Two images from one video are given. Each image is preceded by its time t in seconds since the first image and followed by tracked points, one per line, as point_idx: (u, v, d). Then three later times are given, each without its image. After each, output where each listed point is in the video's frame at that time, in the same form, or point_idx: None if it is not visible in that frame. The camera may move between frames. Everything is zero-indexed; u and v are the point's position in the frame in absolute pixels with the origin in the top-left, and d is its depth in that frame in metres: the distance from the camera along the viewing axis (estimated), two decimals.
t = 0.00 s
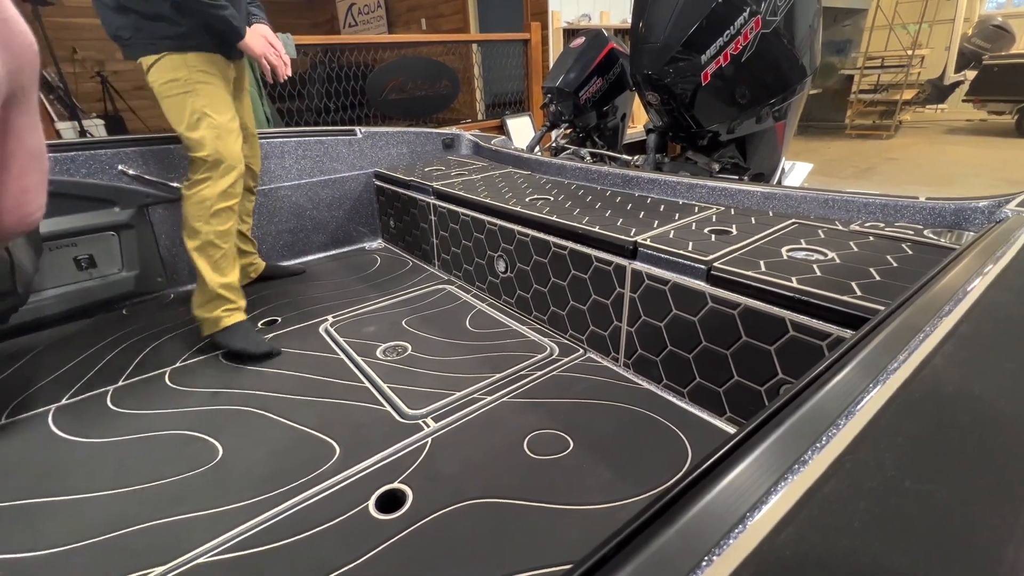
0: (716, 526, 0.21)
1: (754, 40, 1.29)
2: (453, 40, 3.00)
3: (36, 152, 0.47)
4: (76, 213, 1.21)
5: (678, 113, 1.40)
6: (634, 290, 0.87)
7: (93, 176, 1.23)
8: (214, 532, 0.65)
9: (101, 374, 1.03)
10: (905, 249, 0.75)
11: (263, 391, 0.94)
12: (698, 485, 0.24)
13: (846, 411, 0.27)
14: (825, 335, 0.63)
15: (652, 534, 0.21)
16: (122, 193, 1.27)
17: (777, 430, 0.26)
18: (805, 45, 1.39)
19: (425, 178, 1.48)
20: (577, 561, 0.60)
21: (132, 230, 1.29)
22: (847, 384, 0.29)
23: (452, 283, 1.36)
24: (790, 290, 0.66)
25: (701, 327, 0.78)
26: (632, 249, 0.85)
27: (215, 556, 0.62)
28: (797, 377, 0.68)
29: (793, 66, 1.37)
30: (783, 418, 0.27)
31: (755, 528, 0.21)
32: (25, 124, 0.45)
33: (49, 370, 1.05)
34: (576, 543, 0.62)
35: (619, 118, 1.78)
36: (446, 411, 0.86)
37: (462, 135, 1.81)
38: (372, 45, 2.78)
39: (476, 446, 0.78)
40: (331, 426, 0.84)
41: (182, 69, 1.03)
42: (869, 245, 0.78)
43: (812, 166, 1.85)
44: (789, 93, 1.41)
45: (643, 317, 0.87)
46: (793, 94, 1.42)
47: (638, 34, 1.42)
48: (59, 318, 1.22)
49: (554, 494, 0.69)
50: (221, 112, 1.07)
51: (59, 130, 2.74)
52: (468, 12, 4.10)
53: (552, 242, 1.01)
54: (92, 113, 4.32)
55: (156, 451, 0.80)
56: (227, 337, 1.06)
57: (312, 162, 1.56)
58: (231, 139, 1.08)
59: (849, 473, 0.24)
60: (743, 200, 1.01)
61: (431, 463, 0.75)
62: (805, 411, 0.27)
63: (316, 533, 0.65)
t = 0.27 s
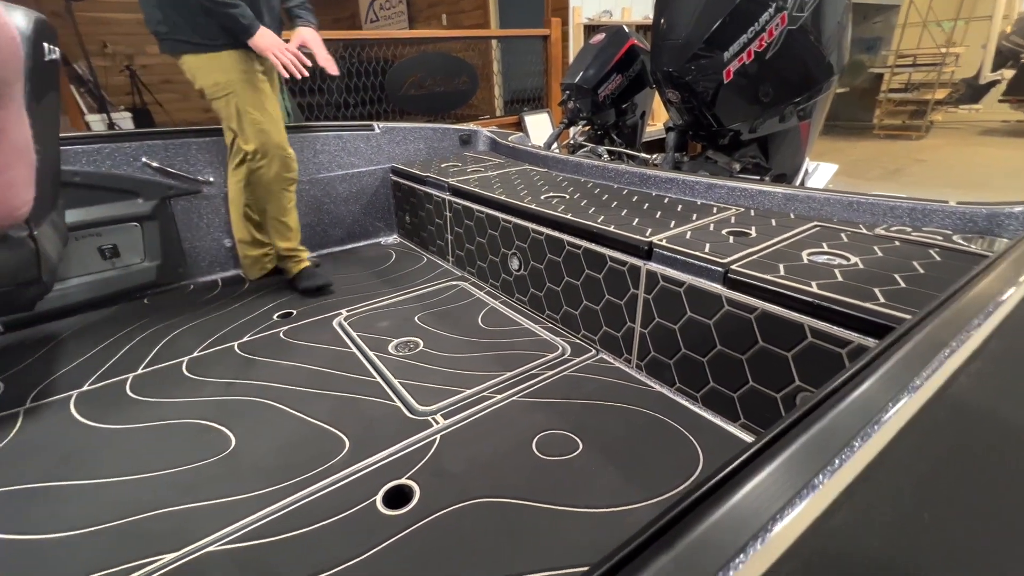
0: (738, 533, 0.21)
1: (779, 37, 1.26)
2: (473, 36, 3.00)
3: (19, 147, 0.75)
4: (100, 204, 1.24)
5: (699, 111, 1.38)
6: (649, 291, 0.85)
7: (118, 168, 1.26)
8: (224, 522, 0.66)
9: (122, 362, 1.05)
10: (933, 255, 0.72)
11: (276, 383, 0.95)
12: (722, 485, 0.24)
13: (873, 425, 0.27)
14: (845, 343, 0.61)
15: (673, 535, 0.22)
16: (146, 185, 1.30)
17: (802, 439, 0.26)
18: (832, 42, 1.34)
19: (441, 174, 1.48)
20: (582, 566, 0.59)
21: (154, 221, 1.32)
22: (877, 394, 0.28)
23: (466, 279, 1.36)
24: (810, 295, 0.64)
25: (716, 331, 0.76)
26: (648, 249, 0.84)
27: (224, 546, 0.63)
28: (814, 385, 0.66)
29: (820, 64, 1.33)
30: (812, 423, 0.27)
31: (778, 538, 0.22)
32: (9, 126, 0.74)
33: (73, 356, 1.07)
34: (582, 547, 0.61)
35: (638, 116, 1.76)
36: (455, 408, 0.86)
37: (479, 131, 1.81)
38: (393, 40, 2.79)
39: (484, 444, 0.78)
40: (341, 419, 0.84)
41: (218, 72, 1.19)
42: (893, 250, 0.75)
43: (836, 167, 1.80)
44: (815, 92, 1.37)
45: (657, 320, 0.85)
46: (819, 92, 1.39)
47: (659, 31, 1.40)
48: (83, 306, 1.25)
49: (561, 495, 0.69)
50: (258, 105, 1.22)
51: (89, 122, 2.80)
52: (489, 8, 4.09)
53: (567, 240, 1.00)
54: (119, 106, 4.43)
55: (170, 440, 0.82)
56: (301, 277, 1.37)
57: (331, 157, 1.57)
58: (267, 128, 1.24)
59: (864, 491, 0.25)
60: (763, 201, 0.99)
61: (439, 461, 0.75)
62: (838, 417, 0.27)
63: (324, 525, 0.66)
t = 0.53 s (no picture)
0: (737, 517, 0.25)
1: (804, 39, 1.22)
2: (496, 36, 3.00)
3: None
4: (126, 198, 1.28)
5: (719, 114, 1.36)
6: (659, 296, 0.84)
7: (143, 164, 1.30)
8: (228, 512, 0.67)
9: (141, 351, 1.08)
10: (958, 265, 0.69)
11: (285, 378, 0.96)
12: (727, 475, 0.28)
13: (870, 429, 0.30)
14: (859, 355, 0.59)
15: (672, 521, 0.25)
16: (170, 180, 1.33)
17: (800, 438, 0.29)
18: (863, 42, 1.28)
19: (457, 173, 1.48)
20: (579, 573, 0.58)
21: (177, 215, 1.35)
22: (874, 401, 0.32)
23: (478, 279, 1.36)
24: (823, 305, 0.62)
25: (726, 338, 0.74)
26: (659, 253, 0.83)
27: (226, 536, 0.64)
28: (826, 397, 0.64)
29: (848, 65, 1.27)
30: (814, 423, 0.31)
31: (768, 528, 0.25)
32: None
33: (95, 345, 1.11)
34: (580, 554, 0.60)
35: (658, 117, 1.73)
36: (460, 408, 0.85)
37: (498, 131, 1.81)
38: (415, 40, 2.82)
39: (487, 445, 0.78)
40: (347, 415, 0.85)
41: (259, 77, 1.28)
42: (916, 259, 0.72)
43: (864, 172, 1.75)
44: (841, 95, 1.30)
45: (667, 325, 0.84)
46: (847, 95, 1.32)
47: (680, 30, 1.38)
48: (108, 297, 1.29)
49: (562, 500, 0.68)
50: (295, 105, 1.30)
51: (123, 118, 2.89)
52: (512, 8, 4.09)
53: (578, 242, 0.99)
54: (153, 103, 4.56)
55: (181, 429, 0.84)
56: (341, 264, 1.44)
57: (349, 155, 1.59)
58: (304, 127, 1.31)
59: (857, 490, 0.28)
60: (781, 206, 0.96)
61: (441, 460, 0.75)
62: (842, 417, 0.31)
63: (324, 520, 0.66)
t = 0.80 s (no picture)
0: (725, 521, 0.26)
1: (828, 38, 1.18)
2: (516, 35, 2.99)
3: None
4: (145, 192, 1.30)
5: (737, 116, 1.33)
6: (665, 302, 0.82)
7: (162, 158, 1.32)
8: (224, 506, 0.68)
9: (153, 342, 1.10)
10: (982, 278, 0.65)
11: (289, 373, 0.97)
12: (730, 474, 0.29)
13: (871, 438, 0.31)
14: (869, 370, 0.56)
15: (648, 532, 0.26)
16: (188, 174, 1.35)
17: (799, 444, 0.31)
18: (890, 42, 1.24)
19: (470, 172, 1.48)
20: None
21: (194, 209, 1.37)
22: (869, 417, 0.33)
23: (487, 279, 1.35)
24: (833, 317, 0.59)
25: (732, 348, 0.72)
26: (666, 258, 0.81)
27: (220, 529, 0.65)
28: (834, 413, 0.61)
29: (875, 67, 1.24)
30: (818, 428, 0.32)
31: (751, 536, 0.26)
32: None
33: (110, 334, 1.14)
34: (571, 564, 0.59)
35: (676, 118, 1.70)
36: (459, 409, 0.85)
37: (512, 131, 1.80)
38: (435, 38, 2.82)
39: (485, 448, 0.77)
40: (346, 413, 0.85)
41: (279, 71, 1.30)
42: (936, 271, 0.69)
43: (891, 177, 1.69)
44: (868, 96, 1.27)
45: (673, 332, 0.82)
46: (872, 97, 1.28)
47: (698, 29, 1.34)
48: (125, 288, 1.32)
49: (556, 508, 0.66)
50: (313, 102, 1.31)
51: (151, 113, 2.97)
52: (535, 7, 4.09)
53: (586, 245, 0.97)
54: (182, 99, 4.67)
55: (185, 421, 0.85)
56: (349, 262, 1.45)
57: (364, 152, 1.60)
58: (320, 124, 1.32)
59: (852, 497, 0.29)
60: (797, 212, 0.93)
61: (437, 461, 0.74)
62: (847, 423, 0.32)
63: (317, 517, 0.66)
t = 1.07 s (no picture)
0: (719, 531, 0.25)
1: (849, 41, 1.13)
2: (534, 36, 2.98)
3: None
4: (159, 188, 1.33)
5: (754, 120, 1.30)
6: (667, 311, 0.80)
7: (177, 155, 1.34)
8: (212, 504, 0.68)
9: (160, 337, 1.12)
10: (1004, 296, 0.62)
11: (289, 371, 0.97)
12: (729, 484, 0.28)
13: (883, 450, 0.30)
14: (874, 391, 0.53)
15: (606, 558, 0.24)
16: (202, 171, 1.37)
17: (803, 454, 0.29)
18: (916, 45, 1.19)
19: (479, 174, 1.47)
20: None
21: (208, 206, 1.39)
22: (880, 429, 0.31)
23: (493, 281, 1.34)
24: (838, 333, 0.56)
25: (734, 361, 0.69)
26: (669, 266, 0.78)
27: (207, 527, 0.65)
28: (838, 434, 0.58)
29: (900, 71, 1.19)
30: (827, 438, 0.30)
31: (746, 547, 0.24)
32: None
33: (120, 328, 1.16)
34: None
35: (693, 122, 1.67)
36: (454, 414, 0.84)
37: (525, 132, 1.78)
38: (453, 39, 2.83)
39: (477, 455, 0.75)
40: (341, 414, 0.85)
41: (299, 71, 1.32)
42: (955, 287, 0.65)
43: (917, 185, 1.62)
44: (892, 101, 1.22)
45: (674, 342, 0.79)
46: (897, 101, 1.23)
47: (714, 30, 1.31)
48: (138, 282, 1.34)
49: (545, 520, 0.65)
50: (331, 100, 1.32)
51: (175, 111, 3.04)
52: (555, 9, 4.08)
53: (590, 250, 0.95)
54: (207, 97, 4.78)
55: (183, 417, 0.85)
56: (356, 262, 1.45)
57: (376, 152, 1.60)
58: (335, 123, 1.33)
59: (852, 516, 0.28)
60: (810, 221, 0.90)
61: (428, 466, 0.74)
62: (860, 433, 0.31)
63: (303, 520, 0.66)
